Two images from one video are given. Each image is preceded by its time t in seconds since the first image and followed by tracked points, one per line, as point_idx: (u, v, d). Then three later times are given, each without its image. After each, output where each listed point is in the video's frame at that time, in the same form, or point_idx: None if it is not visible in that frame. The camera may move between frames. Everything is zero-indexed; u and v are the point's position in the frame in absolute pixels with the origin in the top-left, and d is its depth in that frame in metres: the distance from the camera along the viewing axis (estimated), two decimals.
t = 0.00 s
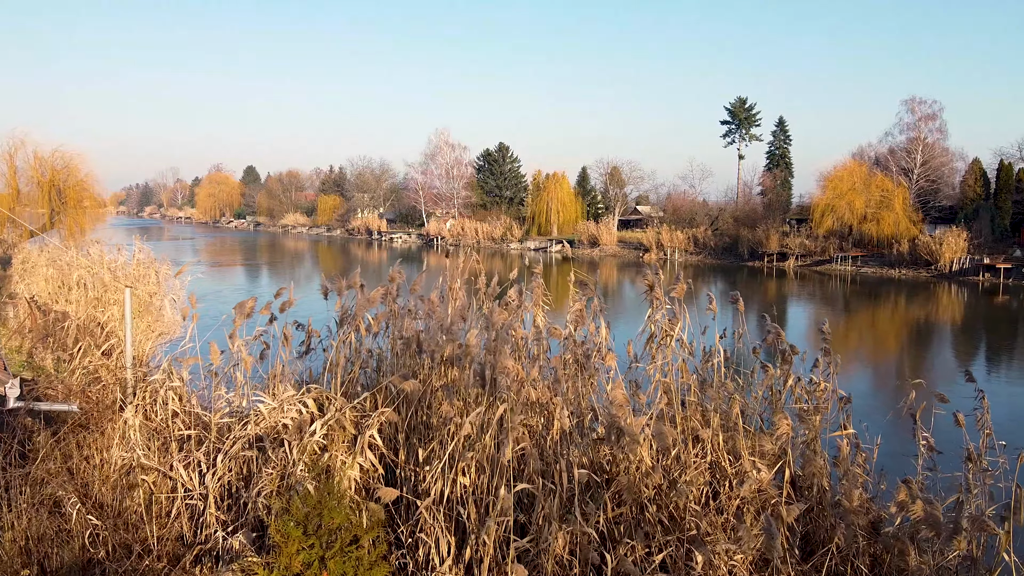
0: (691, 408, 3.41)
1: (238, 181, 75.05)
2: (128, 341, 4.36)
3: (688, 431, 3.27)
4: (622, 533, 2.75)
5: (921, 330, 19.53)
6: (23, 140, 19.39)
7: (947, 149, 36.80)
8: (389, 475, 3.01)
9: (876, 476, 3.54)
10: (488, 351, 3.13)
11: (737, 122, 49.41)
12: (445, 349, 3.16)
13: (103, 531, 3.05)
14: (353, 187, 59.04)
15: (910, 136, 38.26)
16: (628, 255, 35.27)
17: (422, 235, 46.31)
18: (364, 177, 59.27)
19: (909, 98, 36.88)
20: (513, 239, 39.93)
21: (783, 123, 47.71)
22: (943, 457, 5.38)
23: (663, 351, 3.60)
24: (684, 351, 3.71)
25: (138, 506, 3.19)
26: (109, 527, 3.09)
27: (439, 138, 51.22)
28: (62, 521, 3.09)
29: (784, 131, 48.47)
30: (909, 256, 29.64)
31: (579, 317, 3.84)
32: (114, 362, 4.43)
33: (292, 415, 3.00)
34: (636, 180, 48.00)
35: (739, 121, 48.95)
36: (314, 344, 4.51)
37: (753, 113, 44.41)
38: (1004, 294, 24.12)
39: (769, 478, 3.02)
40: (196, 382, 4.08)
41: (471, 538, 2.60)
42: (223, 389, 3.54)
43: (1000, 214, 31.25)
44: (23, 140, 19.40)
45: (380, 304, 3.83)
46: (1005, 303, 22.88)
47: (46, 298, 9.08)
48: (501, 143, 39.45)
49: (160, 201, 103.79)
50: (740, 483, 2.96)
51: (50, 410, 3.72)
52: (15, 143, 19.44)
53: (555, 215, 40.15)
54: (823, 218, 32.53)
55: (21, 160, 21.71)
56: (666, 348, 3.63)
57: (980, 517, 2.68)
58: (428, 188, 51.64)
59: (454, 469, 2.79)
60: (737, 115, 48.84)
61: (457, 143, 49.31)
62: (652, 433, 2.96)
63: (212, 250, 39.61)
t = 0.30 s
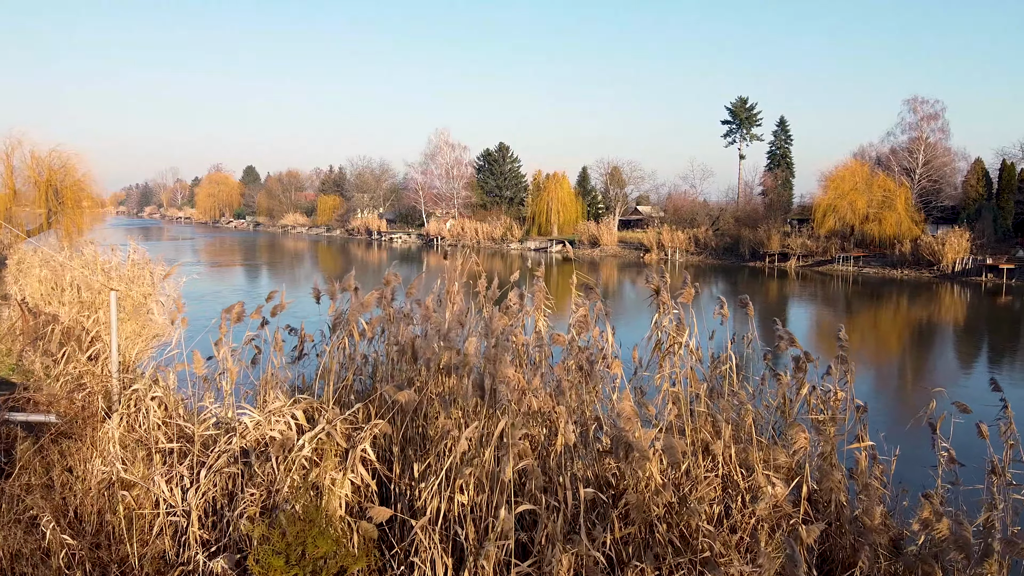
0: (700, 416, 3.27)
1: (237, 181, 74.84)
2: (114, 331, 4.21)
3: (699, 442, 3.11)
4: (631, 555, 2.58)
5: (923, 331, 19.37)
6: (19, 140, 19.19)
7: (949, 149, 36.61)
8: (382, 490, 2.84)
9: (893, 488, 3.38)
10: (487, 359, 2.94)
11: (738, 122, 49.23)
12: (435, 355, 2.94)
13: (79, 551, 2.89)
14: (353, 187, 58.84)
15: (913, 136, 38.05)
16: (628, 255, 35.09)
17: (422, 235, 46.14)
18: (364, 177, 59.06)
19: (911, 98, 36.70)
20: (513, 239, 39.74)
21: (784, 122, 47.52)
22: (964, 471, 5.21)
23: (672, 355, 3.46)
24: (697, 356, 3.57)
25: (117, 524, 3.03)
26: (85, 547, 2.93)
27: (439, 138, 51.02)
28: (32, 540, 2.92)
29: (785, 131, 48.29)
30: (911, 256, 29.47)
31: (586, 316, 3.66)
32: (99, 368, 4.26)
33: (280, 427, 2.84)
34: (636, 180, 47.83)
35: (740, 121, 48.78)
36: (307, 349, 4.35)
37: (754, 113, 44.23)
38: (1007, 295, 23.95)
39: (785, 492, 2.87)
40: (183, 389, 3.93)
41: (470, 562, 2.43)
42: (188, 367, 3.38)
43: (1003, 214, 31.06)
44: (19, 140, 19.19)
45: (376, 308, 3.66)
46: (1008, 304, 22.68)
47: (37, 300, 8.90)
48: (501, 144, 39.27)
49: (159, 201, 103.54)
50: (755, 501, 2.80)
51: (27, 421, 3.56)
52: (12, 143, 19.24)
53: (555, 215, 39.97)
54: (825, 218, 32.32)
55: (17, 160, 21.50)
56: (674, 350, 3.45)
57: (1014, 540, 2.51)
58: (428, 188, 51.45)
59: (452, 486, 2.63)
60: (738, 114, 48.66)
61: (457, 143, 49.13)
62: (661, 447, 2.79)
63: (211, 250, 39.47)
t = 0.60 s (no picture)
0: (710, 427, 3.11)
1: (237, 181, 74.73)
2: (98, 331, 4.03)
3: (711, 457, 2.94)
4: None
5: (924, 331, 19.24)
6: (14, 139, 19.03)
7: (951, 149, 36.43)
8: (374, 511, 2.66)
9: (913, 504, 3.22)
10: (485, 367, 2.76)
11: (739, 121, 49.06)
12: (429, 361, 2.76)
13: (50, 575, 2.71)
14: (353, 187, 58.73)
15: (915, 136, 37.86)
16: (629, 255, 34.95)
17: (422, 235, 46.00)
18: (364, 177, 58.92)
19: (912, 97, 36.54)
20: (513, 240, 39.61)
21: (785, 122, 47.33)
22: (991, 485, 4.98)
23: (679, 362, 3.30)
24: (705, 362, 3.41)
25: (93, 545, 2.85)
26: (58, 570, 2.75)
27: (439, 138, 50.86)
28: None
29: (786, 131, 48.13)
30: (914, 256, 29.29)
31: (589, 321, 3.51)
32: (81, 376, 4.08)
33: (265, 443, 2.67)
34: (637, 180, 47.67)
35: (741, 120, 48.61)
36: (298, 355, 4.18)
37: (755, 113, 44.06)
38: (1010, 295, 23.79)
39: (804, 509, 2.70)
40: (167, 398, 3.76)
41: None
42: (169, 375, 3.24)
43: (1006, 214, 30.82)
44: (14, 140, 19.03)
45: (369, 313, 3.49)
46: (1012, 304, 22.47)
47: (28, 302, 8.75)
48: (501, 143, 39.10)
49: (160, 201, 103.52)
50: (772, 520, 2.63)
51: None
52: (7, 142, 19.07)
53: (555, 215, 39.83)
54: (827, 218, 32.15)
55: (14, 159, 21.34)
56: (682, 358, 3.27)
57: None
58: (428, 188, 51.28)
59: (448, 506, 2.45)
60: (739, 114, 48.48)
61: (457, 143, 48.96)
62: (671, 464, 2.61)
63: (211, 250, 39.36)
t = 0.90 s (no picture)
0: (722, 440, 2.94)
1: (236, 181, 74.46)
2: (79, 333, 3.83)
3: (724, 474, 2.77)
4: None
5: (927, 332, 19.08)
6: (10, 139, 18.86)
7: (954, 148, 36.20)
8: (365, 536, 2.47)
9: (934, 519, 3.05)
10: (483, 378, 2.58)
11: (739, 121, 48.87)
12: (421, 373, 2.58)
13: None
14: (353, 186, 58.54)
15: (917, 135, 37.63)
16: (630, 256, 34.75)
17: (421, 235, 45.83)
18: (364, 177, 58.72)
19: (915, 96, 36.31)
20: (513, 240, 39.42)
21: (786, 121, 47.14)
22: None
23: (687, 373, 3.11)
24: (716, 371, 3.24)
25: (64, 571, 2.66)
26: None
27: (439, 138, 50.62)
28: None
29: (787, 130, 47.90)
30: (916, 257, 29.12)
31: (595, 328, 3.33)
32: (61, 385, 3.89)
33: (246, 462, 2.49)
34: (638, 180, 47.48)
35: (742, 120, 48.42)
36: (288, 362, 4.00)
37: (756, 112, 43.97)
38: (1014, 295, 23.64)
39: (824, 531, 2.52)
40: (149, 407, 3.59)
41: None
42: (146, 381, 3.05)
43: (1009, 214, 30.62)
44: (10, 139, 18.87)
45: (362, 318, 3.31)
46: (1016, 305, 22.28)
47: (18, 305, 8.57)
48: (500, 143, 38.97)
49: (159, 202, 103.27)
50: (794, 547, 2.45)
51: None
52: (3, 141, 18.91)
53: (555, 215, 39.66)
54: (829, 218, 31.95)
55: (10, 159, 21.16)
56: (691, 367, 3.10)
57: None
58: (428, 188, 51.06)
59: (443, 532, 2.26)
60: (740, 113, 48.30)
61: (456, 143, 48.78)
62: (684, 484, 2.43)
63: (209, 250, 39.16)
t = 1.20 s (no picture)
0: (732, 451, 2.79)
1: (235, 181, 74.27)
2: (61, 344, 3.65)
3: (738, 493, 2.60)
4: None
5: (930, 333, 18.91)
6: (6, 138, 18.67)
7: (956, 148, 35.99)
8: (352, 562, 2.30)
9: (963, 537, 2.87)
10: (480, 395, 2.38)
11: (741, 120, 48.68)
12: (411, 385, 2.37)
13: None
14: (352, 186, 58.34)
15: (919, 135, 37.40)
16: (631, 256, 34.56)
17: (421, 235, 45.63)
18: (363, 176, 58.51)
19: (917, 95, 36.08)
20: (513, 240, 39.19)
21: (788, 121, 46.92)
22: None
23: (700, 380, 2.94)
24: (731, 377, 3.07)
25: None
26: None
27: (439, 137, 50.37)
28: None
29: (788, 130, 47.68)
30: (919, 257, 28.93)
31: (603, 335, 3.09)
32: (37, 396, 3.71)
33: (224, 483, 2.32)
34: (638, 180, 47.28)
35: (743, 119, 48.22)
36: (276, 372, 3.81)
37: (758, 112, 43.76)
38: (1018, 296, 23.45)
39: (848, 555, 2.37)
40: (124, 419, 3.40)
41: None
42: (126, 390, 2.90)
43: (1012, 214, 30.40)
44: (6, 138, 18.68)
45: (353, 324, 3.12)
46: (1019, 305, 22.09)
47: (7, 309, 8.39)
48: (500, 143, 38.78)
49: (159, 202, 103.02)
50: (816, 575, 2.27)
51: None
52: None
53: (556, 215, 39.46)
54: (831, 218, 31.75)
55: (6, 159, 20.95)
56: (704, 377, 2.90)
57: None
58: (428, 188, 50.84)
59: (437, 561, 2.09)
60: (742, 113, 48.10)
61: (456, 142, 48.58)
62: (697, 506, 2.26)
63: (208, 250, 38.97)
